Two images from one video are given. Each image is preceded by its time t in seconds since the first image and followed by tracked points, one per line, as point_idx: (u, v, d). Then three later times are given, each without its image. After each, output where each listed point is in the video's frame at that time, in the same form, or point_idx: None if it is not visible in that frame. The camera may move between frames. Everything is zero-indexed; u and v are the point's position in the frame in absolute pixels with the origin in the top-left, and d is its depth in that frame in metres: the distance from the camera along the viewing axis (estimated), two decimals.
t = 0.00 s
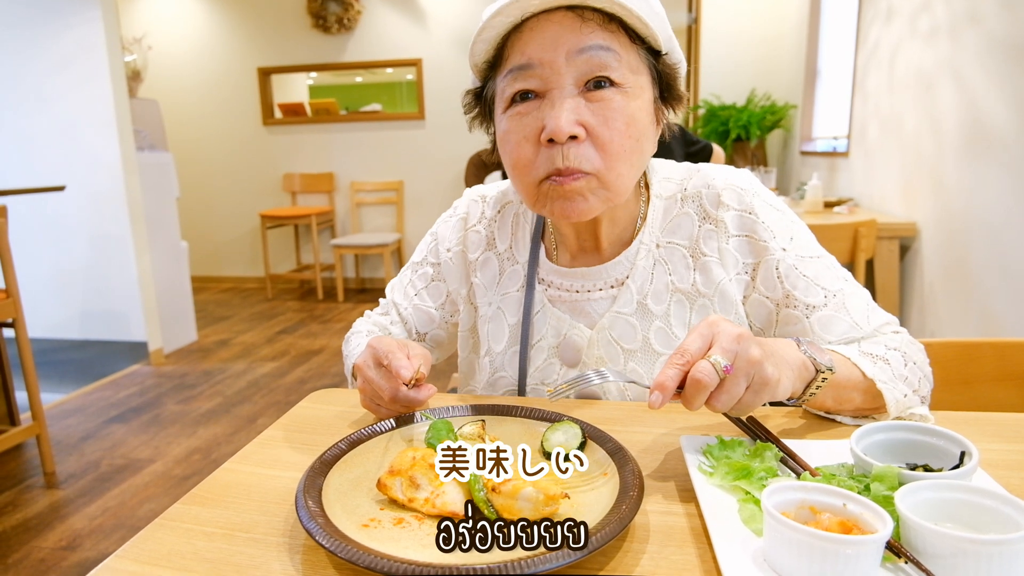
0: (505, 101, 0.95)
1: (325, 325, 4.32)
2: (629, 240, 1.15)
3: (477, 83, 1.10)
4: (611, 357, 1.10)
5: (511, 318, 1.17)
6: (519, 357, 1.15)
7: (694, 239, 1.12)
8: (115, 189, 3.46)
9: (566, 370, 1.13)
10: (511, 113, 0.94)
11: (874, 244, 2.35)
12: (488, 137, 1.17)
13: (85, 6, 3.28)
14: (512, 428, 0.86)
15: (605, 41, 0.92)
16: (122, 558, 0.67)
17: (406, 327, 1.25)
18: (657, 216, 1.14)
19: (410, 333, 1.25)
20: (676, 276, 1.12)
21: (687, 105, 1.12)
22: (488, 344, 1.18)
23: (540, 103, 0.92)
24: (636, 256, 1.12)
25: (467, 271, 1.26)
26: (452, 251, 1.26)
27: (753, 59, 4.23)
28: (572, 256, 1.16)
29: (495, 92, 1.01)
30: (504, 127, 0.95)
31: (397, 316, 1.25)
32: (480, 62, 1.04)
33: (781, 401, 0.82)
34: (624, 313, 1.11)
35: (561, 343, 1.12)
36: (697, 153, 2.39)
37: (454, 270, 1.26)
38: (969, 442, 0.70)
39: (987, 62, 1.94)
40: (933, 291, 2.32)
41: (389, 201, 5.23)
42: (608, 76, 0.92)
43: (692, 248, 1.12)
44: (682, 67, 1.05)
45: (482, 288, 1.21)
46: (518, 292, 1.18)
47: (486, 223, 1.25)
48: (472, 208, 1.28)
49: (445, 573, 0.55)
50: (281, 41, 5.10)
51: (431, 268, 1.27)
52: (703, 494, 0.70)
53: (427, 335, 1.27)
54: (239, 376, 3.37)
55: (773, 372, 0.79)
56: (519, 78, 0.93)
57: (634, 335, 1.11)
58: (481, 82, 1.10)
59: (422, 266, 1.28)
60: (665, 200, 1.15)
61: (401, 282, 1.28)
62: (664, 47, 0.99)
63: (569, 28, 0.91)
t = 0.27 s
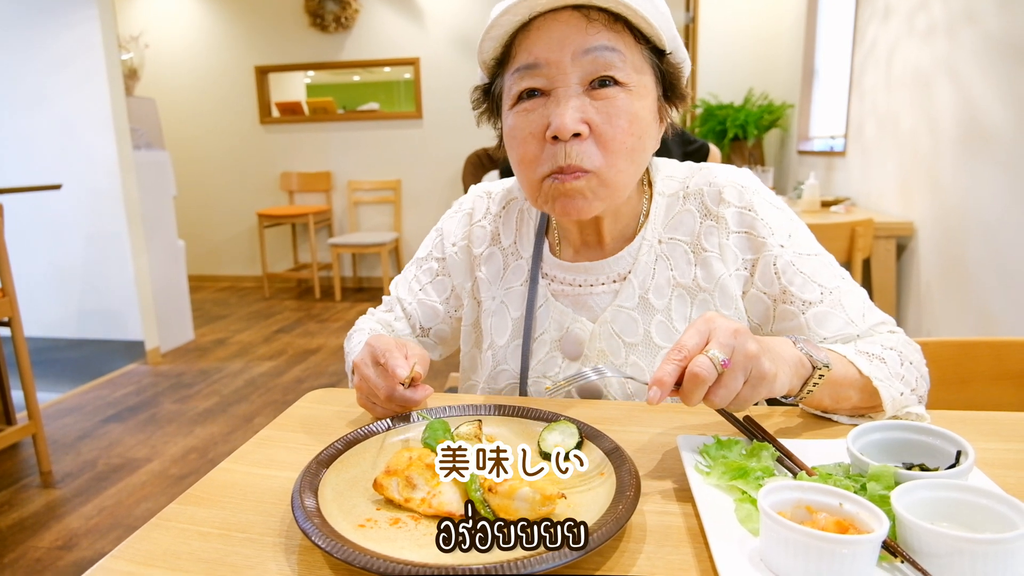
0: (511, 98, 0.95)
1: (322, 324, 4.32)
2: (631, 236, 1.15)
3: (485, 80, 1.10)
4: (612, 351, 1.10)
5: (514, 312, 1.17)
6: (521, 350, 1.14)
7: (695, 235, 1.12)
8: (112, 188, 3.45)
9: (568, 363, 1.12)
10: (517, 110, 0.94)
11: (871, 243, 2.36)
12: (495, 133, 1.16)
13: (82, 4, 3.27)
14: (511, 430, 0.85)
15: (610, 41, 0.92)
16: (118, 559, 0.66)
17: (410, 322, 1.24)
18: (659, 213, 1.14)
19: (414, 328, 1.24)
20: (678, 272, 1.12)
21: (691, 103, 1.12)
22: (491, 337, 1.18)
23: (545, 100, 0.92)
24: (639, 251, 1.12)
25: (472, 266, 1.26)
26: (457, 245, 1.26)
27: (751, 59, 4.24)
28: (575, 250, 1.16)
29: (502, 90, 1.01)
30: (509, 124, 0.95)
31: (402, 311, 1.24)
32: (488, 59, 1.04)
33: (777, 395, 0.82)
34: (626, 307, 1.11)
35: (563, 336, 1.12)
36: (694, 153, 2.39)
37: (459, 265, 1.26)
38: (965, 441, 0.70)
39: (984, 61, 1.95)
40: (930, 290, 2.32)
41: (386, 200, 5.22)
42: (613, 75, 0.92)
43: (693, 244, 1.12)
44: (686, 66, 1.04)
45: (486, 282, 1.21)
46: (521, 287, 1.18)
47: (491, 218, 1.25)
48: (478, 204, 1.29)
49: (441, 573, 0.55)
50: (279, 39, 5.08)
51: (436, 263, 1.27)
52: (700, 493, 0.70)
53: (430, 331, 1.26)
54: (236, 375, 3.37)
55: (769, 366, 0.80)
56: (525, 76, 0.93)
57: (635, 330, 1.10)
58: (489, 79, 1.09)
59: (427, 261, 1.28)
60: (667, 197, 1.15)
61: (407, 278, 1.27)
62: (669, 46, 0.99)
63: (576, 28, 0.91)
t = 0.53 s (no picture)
0: (518, 104, 0.96)
1: (321, 324, 4.31)
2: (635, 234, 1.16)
3: (490, 82, 1.10)
4: (614, 347, 1.10)
5: (517, 308, 1.17)
6: (523, 347, 1.15)
7: (697, 233, 1.13)
8: (110, 187, 3.45)
9: (570, 359, 1.12)
10: (525, 116, 0.95)
11: (868, 244, 2.37)
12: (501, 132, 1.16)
13: (81, 3, 3.27)
14: (510, 430, 0.85)
15: (616, 48, 0.92)
16: (116, 557, 0.66)
17: (414, 319, 1.24)
18: (662, 211, 1.15)
19: (417, 325, 1.24)
20: (679, 269, 1.12)
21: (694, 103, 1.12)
22: (494, 333, 1.18)
23: (552, 107, 0.93)
24: (641, 249, 1.12)
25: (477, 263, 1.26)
26: (461, 242, 1.27)
27: (749, 60, 4.25)
28: (578, 247, 1.17)
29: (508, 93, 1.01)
30: (517, 129, 0.96)
31: (405, 309, 1.24)
32: (494, 62, 1.03)
33: (775, 392, 0.83)
34: (629, 303, 1.11)
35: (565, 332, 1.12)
36: (691, 154, 2.40)
37: (464, 262, 1.26)
38: (959, 441, 0.70)
39: (981, 63, 1.95)
40: (927, 290, 2.33)
41: (385, 199, 5.22)
42: (619, 82, 0.92)
43: (695, 242, 1.12)
44: (690, 68, 1.04)
45: (490, 279, 1.22)
46: (525, 284, 1.18)
47: (495, 216, 1.25)
48: (483, 201, 1.29)
49: (438, 572, 0.55)
50: (278, 39, 5.08)
51: (440, 260, 1.27)
52: (697, 493, 0.70)
53: (434, 327, 1.26)
54: (234, 374, 3.37)
55: (769, 360, 0.80)
56: (533, 83, 0.93)
57: (637, 326, 1.10)
58: (494, 81, 1.09)
59: (431, 258, 1.28)
60: (670, 196, 1.16)
61: (411, 274, 1.28)
62: (673, 49, 0.99)
63: (582, 36, 0.91)
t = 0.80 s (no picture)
0: (512, 104, 0.96)
1: (319, 325, 4.31)
2: (632, 236, 1.16)
3: (485, 84, 1.10)
4: (612, 350, 1.10)
5: (515, 312, 1.17)
6: (521, 350, 1.15)
7: (695, 236, 1.12)
8: (108, 188, 3.44)
9: (568, 362, 1.12)
10: (518, 116, 0.95)
11: (867, 244, 2.37)
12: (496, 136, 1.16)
13: (79, 4, 3.26)
14: (508, 433, 0.85)
15: (609, 47, 0.92)
16: (114, 560, 0.66)
17: (412, 323, 1.24)
18: (660, 214, 1.15)
19: (415, 329, 1.24)
20: (678, 272, 1.12)
21: (689, 103, 1.12)
22: (492, 337, 1.18)
23: (545, 106, 0.93)
24: (639, 252, 1.12)
25: (474, 266, 1.26)
26: (459, 246, 1.27)
27: (747, 61, 4.25)
28: (576, 251, 1.17)
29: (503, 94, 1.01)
30: (510, 129, 0.96)
31: (403, 312, 1.24)
32: (488, 64, 1.04)
33: (774, 393, 0.82)
34: (627, 306, 1.11)
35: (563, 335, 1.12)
36: (690, 155, 2.40)
37: (461, 265, 1.26)
38: (959, 442, 0.70)
39: (980, 64, 1.95)
40: (926, 291, 2.33)
41: (384, 201, 5.21)
42: (612, 81, 0.92)
43: (693, 245, 1.12)
44: (684, 67, 1.04)
45: (488, 282, 1.21)
46: (522, 286, 1.18)
47: (493, 219, 1.25)
48: (480, 204, 1.29)
49: (437, 573, 0.55)
50: (276, 40, 5.08)
51: (438, 264, 1.27)
52: (697, 494, 0.70)
53: (432, 331, 1.26)
54: (232, 376, 3.36)
55: (769, 363, 0.80)
56: (525, 83, 0.93)
57: (635, 329, 1.11)
58: (489, 83, 1.09)
59: (429, 262, 1.28)
60: (668, 199, 1.16)
61: (409, 278, 1.28)
62: (667, 48, 0.99)
63: (573, 36, 0.91)
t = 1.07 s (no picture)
0: (507, 104, 0.96)
1: (319, 325, 4.31)
2: (630, 236, 1.15)
3: (481, 84, 1.10)
4: (611, 350, 1.10)
5: (513, 312, 1.17)
6: (520, 350, 1.14)
7: (693, 236, 1.12)
8: (107, 189, 3.44)
9: (567, 363, 1.12)
10: (513, 115, 0.95)
11: (866, 243, 2.37)
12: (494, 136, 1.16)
13: (78, 5, 3.26)
14: (507, 433, 0.85)
15: (603, 45, 0.92)
16: (113, 561, 0.66)
17: (412, 324, 1.24)
18: (657, 214, 1.15)
19: (415, 330, 1.24)
20: (676, 272, 1.12)
21: (686, 102, 1.12)
22: (491, 337, 1.18)
23: (540, 105, 0.93)
24: (637, 252, 1.12)
25: (473, 266, 1.26)
26: (457, 246, 1.26)
27: (746, 60, 4.25)
28: (573, 250, 1.16)
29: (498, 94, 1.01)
30: (505, 128, 0.96)
31: (403, 313, 1.24)
32: (483, 64, 1.03)
33: (778, 394, 0.82)
34: (625, 306, 1.11)
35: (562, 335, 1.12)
36: (689, 154, 2.40)
37: (460, 265, 1.26)
38: (960, 440, 0.70)
39: (979, 62, 1.95)
40: (925, 289, 2.33)
41: (383, 201, 5.21)
42: (607, 79, 0.92)
43: (691, 245, 1.12)
44: (680, 66, 1.04)
45: (486, 282, 1.21)
46: (521, 287, 1.18)
47: (491, 219, 1.25)
48: (478, 204, 1.29)
49: (438, 572, 0.55)
50: (275, 40, 5.08)
51: (437, 264, 1.27)
52: (698, 494, 0.70)
53: (432, 332, 1.26)
54: (232, 376, 3.36)
55: (773, 363, 0.80)
56: (520, 82, 0.93)
57: (634, 330, 1.11)
58: (485, 83, 1.09)
59: (428, 262, 1.28)
60: (665, 198, 1.16)
61: (408, 279, 1.27)
62: (663, 47, 0.99)
63: (568, 34, 0.91)
